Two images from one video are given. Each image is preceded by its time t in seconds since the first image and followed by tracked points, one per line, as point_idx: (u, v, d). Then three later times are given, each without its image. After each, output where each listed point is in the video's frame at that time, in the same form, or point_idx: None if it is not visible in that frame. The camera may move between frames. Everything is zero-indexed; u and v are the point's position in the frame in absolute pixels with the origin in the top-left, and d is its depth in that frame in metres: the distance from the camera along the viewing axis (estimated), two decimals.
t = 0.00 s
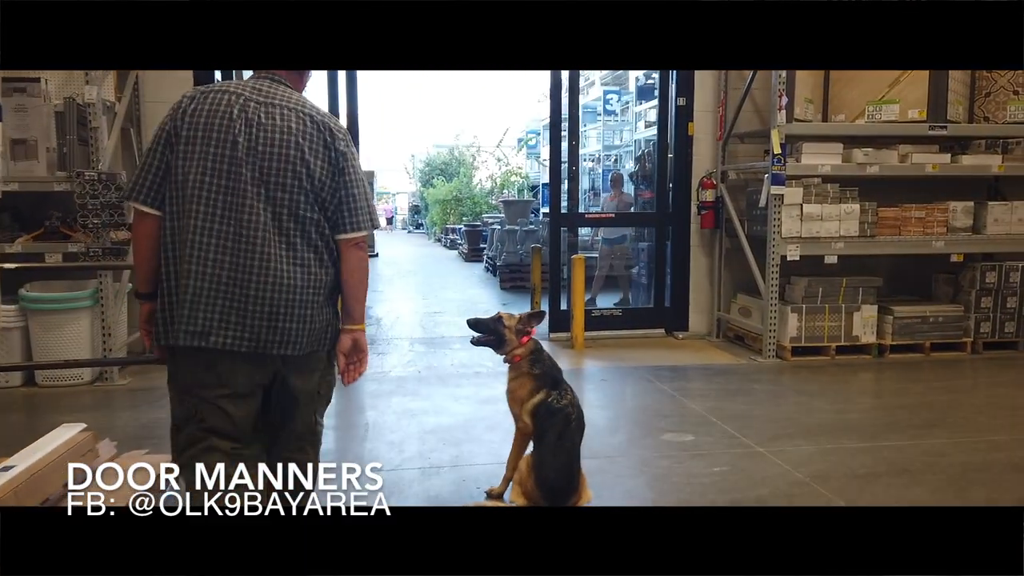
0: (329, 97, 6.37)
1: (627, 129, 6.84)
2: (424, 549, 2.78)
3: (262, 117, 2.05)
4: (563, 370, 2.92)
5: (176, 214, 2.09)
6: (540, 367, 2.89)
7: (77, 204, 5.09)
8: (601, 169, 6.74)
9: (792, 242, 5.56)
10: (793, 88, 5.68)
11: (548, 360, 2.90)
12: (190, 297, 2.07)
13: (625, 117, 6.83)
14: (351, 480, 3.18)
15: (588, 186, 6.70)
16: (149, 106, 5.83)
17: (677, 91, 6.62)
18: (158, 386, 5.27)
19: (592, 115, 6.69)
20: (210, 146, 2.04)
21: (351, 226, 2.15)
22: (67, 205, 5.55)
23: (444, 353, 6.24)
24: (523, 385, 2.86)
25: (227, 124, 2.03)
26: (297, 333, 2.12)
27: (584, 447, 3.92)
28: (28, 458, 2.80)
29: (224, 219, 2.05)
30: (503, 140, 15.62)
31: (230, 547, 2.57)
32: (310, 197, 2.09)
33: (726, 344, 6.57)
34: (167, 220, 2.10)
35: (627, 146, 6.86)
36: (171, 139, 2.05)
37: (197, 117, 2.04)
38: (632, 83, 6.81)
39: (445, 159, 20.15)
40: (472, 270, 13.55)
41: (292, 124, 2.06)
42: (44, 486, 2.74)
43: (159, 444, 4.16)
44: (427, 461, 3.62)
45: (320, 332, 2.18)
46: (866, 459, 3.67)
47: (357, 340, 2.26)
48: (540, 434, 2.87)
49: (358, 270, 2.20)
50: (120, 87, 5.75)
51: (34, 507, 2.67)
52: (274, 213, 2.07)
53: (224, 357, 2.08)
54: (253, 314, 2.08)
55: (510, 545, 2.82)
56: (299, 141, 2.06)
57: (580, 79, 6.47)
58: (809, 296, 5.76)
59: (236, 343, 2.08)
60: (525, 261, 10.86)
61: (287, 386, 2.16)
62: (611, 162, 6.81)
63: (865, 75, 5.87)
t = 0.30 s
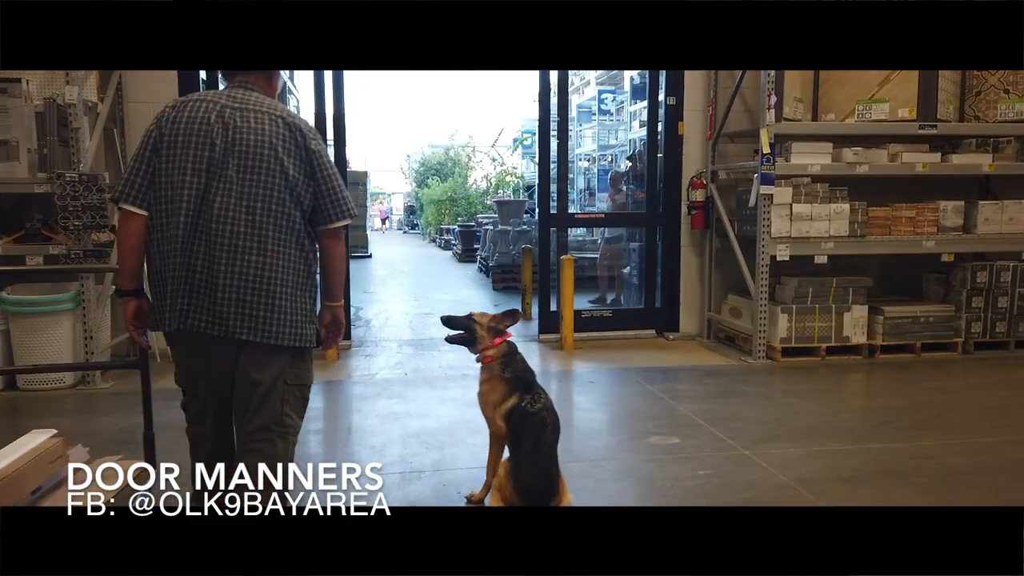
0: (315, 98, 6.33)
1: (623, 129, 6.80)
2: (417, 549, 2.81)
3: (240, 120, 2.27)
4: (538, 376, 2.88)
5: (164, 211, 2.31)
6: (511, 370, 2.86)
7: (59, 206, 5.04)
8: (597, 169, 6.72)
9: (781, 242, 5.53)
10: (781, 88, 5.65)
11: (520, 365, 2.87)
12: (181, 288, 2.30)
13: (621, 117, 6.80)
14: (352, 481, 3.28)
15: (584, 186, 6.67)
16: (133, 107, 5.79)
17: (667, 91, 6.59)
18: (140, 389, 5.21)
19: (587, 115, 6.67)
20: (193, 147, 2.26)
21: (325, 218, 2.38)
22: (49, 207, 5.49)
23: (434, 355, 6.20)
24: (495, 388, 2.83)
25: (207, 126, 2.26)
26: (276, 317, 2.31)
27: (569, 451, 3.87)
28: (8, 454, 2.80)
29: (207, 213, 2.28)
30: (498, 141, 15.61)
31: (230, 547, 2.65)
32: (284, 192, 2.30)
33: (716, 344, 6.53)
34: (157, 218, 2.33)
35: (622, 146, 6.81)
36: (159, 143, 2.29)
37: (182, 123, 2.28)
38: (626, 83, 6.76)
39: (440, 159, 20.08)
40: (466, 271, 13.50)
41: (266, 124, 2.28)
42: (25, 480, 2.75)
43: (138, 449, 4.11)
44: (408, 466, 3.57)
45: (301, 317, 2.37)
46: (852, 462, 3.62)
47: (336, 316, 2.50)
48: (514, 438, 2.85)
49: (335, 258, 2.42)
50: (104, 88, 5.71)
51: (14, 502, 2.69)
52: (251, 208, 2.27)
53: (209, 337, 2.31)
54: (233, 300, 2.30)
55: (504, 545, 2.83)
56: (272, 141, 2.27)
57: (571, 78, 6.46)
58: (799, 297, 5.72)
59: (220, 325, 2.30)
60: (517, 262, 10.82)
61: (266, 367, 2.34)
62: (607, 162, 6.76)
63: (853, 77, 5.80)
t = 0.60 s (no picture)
0: (308, 98, 6.33)
1: (618, 131, 6.84)
2: (413, 549, 2.86)
3: (217, 129, 2.39)
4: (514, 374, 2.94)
5: (154, 219, 2.45)
6: (487, 371, 2.96)
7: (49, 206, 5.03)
8: (593, 171, 6.72)
9: (772, 242, 5.54)
10: (772, 88, 5.67)
11: (493, 365, 2.95)
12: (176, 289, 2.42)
13: (616, 119, 6.83)
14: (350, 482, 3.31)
15: (580, 186, 6.70)
16: (125, 107, 5.80)
17: (658, 92, 6.60)
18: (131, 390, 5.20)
19: (582, 117, 6.77)
20: (176, 157, 2.39)
21: (305, 212, 2.48)
22: (41, 207, 5.49)
23: (427, 355, 6.21)
24: (474, 388, 2.92)
25: (188, 137, 2.38)
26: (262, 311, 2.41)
27: (559, 450, 3.88)
28: None
29: (192, 217, 2.40)
30: (494, 141, 15.63)
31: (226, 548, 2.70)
32: (263, 193, 2.41)
33: (708, 345, 6.53)
34: (148, 225, 2.47)
35: (617, 148, 6.84)
36: (145, 156, 2.42)
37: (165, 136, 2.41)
38: (622, 84, 6.78)
39: (436, 160, 20.08)
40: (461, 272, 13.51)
41: (242, 130, 2.39)
42: (13, 476, 2.72)
43: (129, 449, 4.11)
44: (397, 465, 3.57)
45: (288, 309, 2.47)
46: (841, 461, 3.63)
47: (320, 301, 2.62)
48: (494, 439, 2.87)
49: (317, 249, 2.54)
50: (96, 88, 5.71)
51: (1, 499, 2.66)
52: (232, 209, 2.38)
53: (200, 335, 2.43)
54: (224, 298, 2.40)
55: (496, 545, 2.85)
56: (249, 146, 2.38)
57: (568, 79, 6.63)
58: (790, 297, 5.73)
59: (209, 322, 2.42)
60: (512, 262, 10.84)
61: (256, 358, 2.44)
62: (603, 164, 6.77)
63: (844, 78, 5.81)
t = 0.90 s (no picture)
0: (306, 100, 6.31)
1: (616, 133, 6.86)
2: (413, 550, 2.85)
3: (222, 132, 2.57)
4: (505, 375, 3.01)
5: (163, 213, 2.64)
6: (478, 372, 3.03)
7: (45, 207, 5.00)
8: (591, 173, 6.76)
9: (771, 244, 5.53)
10: (770, 91, 5.68)
11: (485, 365, 3.03)
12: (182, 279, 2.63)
13: (615, 121, 6.85)
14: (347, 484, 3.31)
15: (577, 188, 6.72)
16: (122, 107, 5.79)
17: (657, 95, 6.60)
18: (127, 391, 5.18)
19: (581, 119, 6.80)
20: (183, 156, 2.57)
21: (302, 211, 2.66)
22: (37, 207, 5.46)
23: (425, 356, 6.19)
24: (465, 388, 2.99)
25: (194, 139, 2.56)
26: (265, 301, 2.64)
27: (557, 452, 3.86)
28: None
29: (197, 213, 2.59)
30: (492, 143, 15.62)
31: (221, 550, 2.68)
32: (263, 191, 2.60)
33: (707, 348, 6.52)
34: (158, 218, 2.67)
35: (615, 150, 6.86)
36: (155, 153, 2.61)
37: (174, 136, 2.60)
38: (621, 86, 6.78)
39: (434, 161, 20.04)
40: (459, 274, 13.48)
41: (244, 133, 2.57)
42: (13, 475, 2.67)
43: (124, 450, 4.08)
44: (394, 468, 3.55)
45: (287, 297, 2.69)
46: (839, 464, 3.62)
47: (315, 299, 2.79)
48: (484, 438, 2.93)
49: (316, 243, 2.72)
50: (92, 88, 5.69)
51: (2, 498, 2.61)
52: (235, 207, 2.59)
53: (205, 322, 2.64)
54: (226, 288, 2.62)
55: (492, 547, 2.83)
56: (250, 148, 2.56)
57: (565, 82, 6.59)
58: (789, 299, 5.73)
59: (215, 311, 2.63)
60: (509, 264, 10.82)
61: (261, 341, 2.69)
62: (600, 165, 6.80)
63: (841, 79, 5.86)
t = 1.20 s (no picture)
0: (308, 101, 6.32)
1: (615, 134, 6.91)
2: (422, 549, 2.85)
3: (271, 148, 3.12)
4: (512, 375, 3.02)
5: (212, 212, 3.15)
6: (485, 371, 3.05)
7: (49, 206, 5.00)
8: (591, 173, 6.76)
9: (773, 246, 5.56)
10: (773, 92, 5.68)
11: (493, 365, 3.05)
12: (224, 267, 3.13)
13: (614, 122, 6.90)
14: (352, 484, 3.31)
15: (577, 190, 6.73)
16: (125, 106, 5.80)
17: (658, 96, 6.64)
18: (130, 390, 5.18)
19: (580, 120, 6.79)
20: (234, 165, 3.12)
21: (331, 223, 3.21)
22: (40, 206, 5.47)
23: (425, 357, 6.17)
24: (471, 387, 3.02)
25: (246, 152, 3.11)
26: (294, 292, 3.18)
27: (560, 452, 3.87)
28: None
29: (242, 214, 3.12)
30: (491, 144, 15.63)
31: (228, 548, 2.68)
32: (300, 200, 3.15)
33: (709, 349, 6.53)
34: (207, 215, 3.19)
35: (614, 151, 6.90)
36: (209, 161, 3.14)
37: (226, 148, 3.14)
38: (620, 88, 6.87)
39: (433, 162, 20.04)
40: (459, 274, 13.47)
41: (288, 150, 3.12)
42: (8, 485, 2.76)
43: (129, 449, 4.09)
44: (399, 467, 3.56)
45: (312, 293, 3.23)
46: (843, 465, 3.64)
47: (339, 305, 3.30)
48: (489, 437, 2.95)
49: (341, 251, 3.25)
50: (95, 88, 5.70)
51: None
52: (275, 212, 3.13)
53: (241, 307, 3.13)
54: (261, 280, 3.14)
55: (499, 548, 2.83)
56: (293, 163, 3.12)
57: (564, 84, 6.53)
58: (790, 300, 5.74)
59: (251, 298, 3.14)
60: (509, 264, 10.83)
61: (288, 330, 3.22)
62: (600, 166, 6.81)
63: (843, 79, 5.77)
